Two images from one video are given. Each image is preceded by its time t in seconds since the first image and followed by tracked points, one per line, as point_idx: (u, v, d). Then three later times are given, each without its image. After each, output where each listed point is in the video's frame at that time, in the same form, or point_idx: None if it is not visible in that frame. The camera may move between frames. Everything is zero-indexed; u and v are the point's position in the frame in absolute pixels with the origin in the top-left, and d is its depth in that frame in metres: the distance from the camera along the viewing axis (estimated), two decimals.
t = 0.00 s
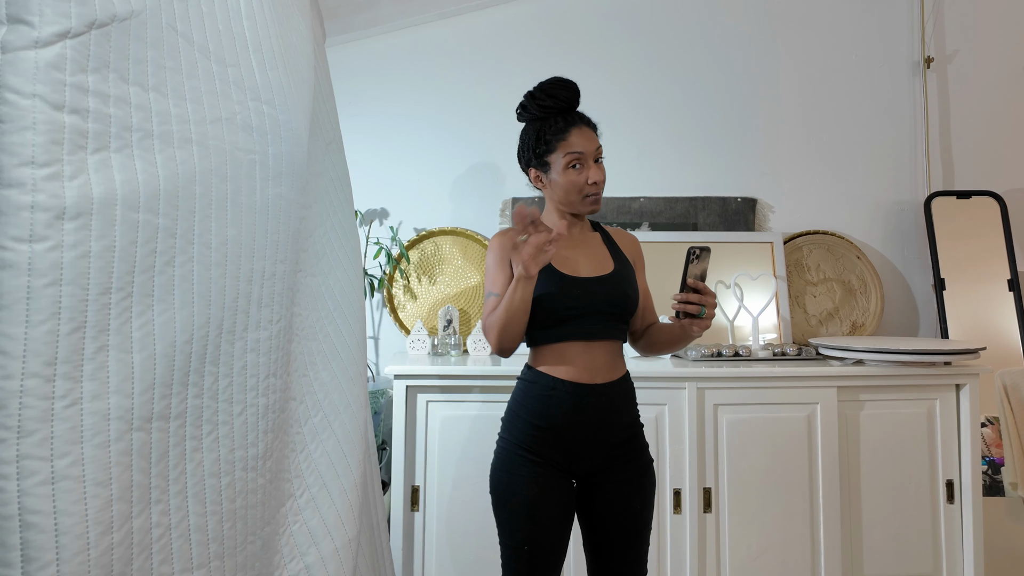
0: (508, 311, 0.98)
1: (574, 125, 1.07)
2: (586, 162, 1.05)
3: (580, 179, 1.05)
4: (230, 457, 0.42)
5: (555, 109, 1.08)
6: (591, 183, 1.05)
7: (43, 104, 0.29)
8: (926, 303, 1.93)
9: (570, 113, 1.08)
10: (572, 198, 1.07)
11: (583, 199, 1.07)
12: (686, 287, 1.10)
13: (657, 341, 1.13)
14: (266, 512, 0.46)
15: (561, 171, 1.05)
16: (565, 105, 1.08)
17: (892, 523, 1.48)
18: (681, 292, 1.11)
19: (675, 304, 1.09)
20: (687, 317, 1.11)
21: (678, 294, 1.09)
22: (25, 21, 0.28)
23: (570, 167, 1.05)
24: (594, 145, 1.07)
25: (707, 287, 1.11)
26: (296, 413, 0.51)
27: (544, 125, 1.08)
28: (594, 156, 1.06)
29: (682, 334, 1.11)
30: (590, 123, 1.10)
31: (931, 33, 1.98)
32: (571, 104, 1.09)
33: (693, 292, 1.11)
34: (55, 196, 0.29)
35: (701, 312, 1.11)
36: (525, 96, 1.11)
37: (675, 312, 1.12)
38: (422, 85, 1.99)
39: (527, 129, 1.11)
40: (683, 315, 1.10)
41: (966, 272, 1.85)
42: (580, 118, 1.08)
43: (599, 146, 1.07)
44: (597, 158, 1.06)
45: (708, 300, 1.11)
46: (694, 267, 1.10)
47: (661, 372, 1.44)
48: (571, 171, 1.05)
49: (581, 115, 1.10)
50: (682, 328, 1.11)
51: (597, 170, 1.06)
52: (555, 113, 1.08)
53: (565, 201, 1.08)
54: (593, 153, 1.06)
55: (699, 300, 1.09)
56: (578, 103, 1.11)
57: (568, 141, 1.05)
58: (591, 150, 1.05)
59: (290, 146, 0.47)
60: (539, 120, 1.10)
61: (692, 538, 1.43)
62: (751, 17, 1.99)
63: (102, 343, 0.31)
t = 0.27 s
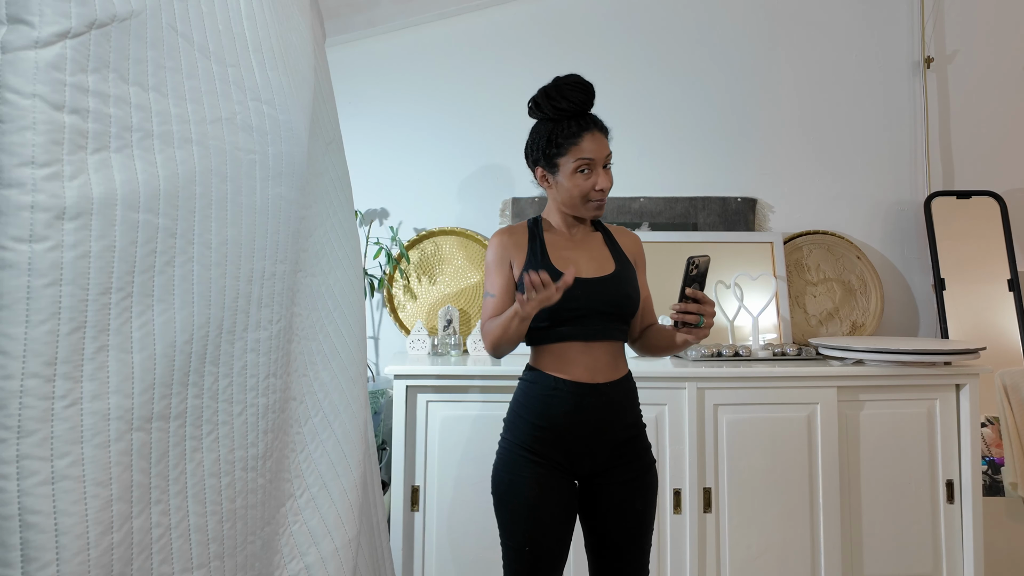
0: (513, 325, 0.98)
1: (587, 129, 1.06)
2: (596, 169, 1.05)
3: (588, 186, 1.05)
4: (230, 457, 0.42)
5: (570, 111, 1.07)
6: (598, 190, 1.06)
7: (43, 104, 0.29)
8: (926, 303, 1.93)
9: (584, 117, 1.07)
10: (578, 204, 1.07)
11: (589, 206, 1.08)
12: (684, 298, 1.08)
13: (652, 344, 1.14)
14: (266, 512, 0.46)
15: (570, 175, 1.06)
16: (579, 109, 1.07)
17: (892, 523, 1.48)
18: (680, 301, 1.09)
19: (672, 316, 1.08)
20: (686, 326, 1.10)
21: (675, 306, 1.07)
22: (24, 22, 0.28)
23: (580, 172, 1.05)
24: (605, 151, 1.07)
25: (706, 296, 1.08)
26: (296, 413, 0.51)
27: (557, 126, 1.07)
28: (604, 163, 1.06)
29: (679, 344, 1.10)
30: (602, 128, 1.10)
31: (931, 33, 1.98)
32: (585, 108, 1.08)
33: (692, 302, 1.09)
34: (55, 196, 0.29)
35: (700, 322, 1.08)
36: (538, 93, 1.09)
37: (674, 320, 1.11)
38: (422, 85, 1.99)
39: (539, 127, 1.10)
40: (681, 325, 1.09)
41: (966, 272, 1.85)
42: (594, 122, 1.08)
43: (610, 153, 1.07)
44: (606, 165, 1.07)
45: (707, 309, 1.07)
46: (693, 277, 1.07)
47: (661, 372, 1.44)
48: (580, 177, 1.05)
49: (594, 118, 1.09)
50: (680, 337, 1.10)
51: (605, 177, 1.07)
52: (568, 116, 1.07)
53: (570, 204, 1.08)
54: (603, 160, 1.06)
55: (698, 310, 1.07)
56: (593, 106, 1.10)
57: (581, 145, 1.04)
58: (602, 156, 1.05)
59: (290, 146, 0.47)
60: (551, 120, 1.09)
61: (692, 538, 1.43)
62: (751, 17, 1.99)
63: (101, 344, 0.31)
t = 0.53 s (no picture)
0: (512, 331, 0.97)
1: (598, 127, 1.06)
2: (605, 166, 1.05)
3: (595, 182, 1.05)
4: (231, 457, 0.42)
5: (581, 108, 1.07)
6: (606, 188, 1.05)
7: (43, 104, 0.29)
8: (926, 303, 1.93)
9: (595, 115, 1.08)
10: (584, 199, 1.07)
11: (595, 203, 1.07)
12: (694, 299, 1.08)
13: (656, 346, 1.13)
14: (267, 512, 0.46)
15: (579, 171, 1.05)
16: (593, 105, 1.08)
17: (892, 524, 1.48)
18: (689, 303, 1.09)
19: (683, 317, 1.08)
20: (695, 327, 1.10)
21: (686, 308, 1.07)
22: (25, 22, 0.28)
23: (589, 169, 1.05)
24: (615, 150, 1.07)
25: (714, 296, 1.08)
26: (296, 413, 0.51)
27: (568, 122, 1.07)
28: (613, 161, 1.06)
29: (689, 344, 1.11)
30: (613, 127, 1.10)
31: (931, 33, 1.98)
32: (597, 106, 1.08)
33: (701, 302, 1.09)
34: (55, 196, 0.29)
35: (709, 322, 1.09)
36: (555, 87, 1.10)
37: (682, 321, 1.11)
38: (422, 85, 1.99)
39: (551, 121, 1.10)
40: (691, 326, 1.09)
41: (966, 272, 1.85)
42: (604, 121, 1.08)
43: (619, 151, 1.07)
44: (616, 163, 1.06)
45: (715, 309, 1.08)
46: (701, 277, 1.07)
47: (661, 372, 1.44)
48: (589, 174, 1.05)
49: (605, 117, 1.09)
50: (690, 337, 1.10)
51: (614, 175, 1.06)
52: (581, 111, 1.08)
53: (578, 201, 1.08)
54: (613, 158, 1.06)
55: (708, 310, 1.07)
56: (605, 105, 1.10)
57: (591, 142, 1.04)
58: (612, 154, 1.05)
59: (289, 146, 0.47)
60: (563, 117, 1.09)
61: (692, 538, 1.43)
62: (750, 17, 1.99)
63: (101, 344, 0.31)
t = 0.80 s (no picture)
0: (519, 333, 0.97)
1: (602, 125, 1.06)
2: (608, 164, 1.04)
3: (598, 179, 1.05)
4: (231, 457, 0.42)
5: (586, 106, 1.07)
6: (608, 186, 1.05)
7: (43, 104, 0.29)
8: (926, 303, 1.93)
9: (599, 113, 1.08)
10: (586, 197, 1.06)
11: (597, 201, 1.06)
12: (696, 300, 1.08)
13: (656, 349, 1.13)
14: (266, 512, 0.46)
15: (581, 168, 1.05)
16: (598, 104, 1.08)
17: (892, 524, 1.48)
18: (691, 305, 1.09)
19: (684, 319, 1.08)
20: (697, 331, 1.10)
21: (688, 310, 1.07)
22: (25, 22, 0.28)
23: (591, 166, 1.04)
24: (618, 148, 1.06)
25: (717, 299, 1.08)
26: (296, 413, 0.51)
27: (572, 120, 1.07)
28: (616, 159, 1.05)
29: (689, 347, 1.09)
30: (617, 126, 1.09)
31: (931, 33, 1.98)
32: (601, 104, 1.08)
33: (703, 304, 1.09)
34: (54, 196, 0.29)
35: (711, 325, 1.08)
36: (561, 85, 1.10)
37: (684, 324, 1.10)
38: (422, 85, 1.99)
39: (556, 119, 1.10)
40: (693, 329, 1.09)
41: (966, 273, 1.85)
42: (609, 119, 1.08)
43: (623, 150, 1.07)
44: (619, 161, 1.06)
45: (718, 312, 1.07)
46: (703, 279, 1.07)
47: (661, 372, 1.44)
48: (591, 171, 1.05)
49: (609, 116, 1.09)
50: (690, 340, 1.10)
51: (617, 173, 1.06)
52: (586, 110, 1.08)
53: (579, 199, 1.07)
54: (616, 157, 1.05)
55: (710, 313, 1.07)
56: (610, 104, 1.10)
57: (594, 140, 1.04)
58: (615, 153, 1.05)
59: (289, 146, 0.47)
60: (568, 114, 1.09)
61: (692, 538, 1.43)
62: (750, 17, 1.99)
63: (101, 344, 0.31)
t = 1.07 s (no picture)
0: (520, 332, 0.98)
1: (608, 125, 1.06)
2: (612, 165, 1.04)
3: (602, 180, 1.05)
4: (231, 457, 0.42)
5: (593, 105, 1.07)
6: (611, 186, 1.05)
7: (43, 104, 0.29)
8: (926, 303, 1.93)
9: (606, 113, 1.07)
10: (590, 197, 1.06)
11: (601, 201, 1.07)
12: (694, 301, 1.07)
13: (656, 351, 1.14)
14: (266, 512, 0.46)
15: (585, 168, 1.05)
16: (606, 104, 1.07)
17: (892, 524, 1.48)
18: (689, 305, 1.08)
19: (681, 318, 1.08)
20: (694, 331, 1.10)
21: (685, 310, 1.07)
22: (25, 22, 0.28)
23: (596, 166, 1.04)
24: (624, 149, 1.06)
25: (716, 300, 1.07)
26: (296, 412, 0.51)
27: (578, 118, 1.07)
28: (621, 160, 1.05)
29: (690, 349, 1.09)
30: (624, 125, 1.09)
31: (931, 33, 1.98)
32: (609, 104, 1.08)
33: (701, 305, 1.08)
34: (55, 196, 0.29)
35: (709, 326, 1.08)
36: (570, 84, 1.10)
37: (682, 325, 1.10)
38: (422, 85, 1.99)
39: (563, 117, 1.10)
40: (690, 329, 1.09)
41: (966, 272, 1.85)
42: (615, 119, 1.08)
43: (629, 150, 1.06)
44: (623, 162, 1.06)
45: (716, 314, 1.07)
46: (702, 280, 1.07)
47: (661, 372, 1.44)
48: (595, 171, 1.05)
49: (617, 116, 1.09)
50: (688, 341, 1.10)
51: (621, 174, 1.06)
52: (593, 109, 1.07)
53: (582, 199, 1.08)
54: (621, 157, 1.05)
55: (707, 314, 1.06)
56: (619, 104, 1.10)
57: (599, 140, 1.04)
58: (620, 153, 1.05)
59: (289, 146, 0.47)
60: (576, 112, 1.09)
61: (692, 538, 1.43)
62: (751, 17, 1.99)
63: (102, 344, 0.31)
